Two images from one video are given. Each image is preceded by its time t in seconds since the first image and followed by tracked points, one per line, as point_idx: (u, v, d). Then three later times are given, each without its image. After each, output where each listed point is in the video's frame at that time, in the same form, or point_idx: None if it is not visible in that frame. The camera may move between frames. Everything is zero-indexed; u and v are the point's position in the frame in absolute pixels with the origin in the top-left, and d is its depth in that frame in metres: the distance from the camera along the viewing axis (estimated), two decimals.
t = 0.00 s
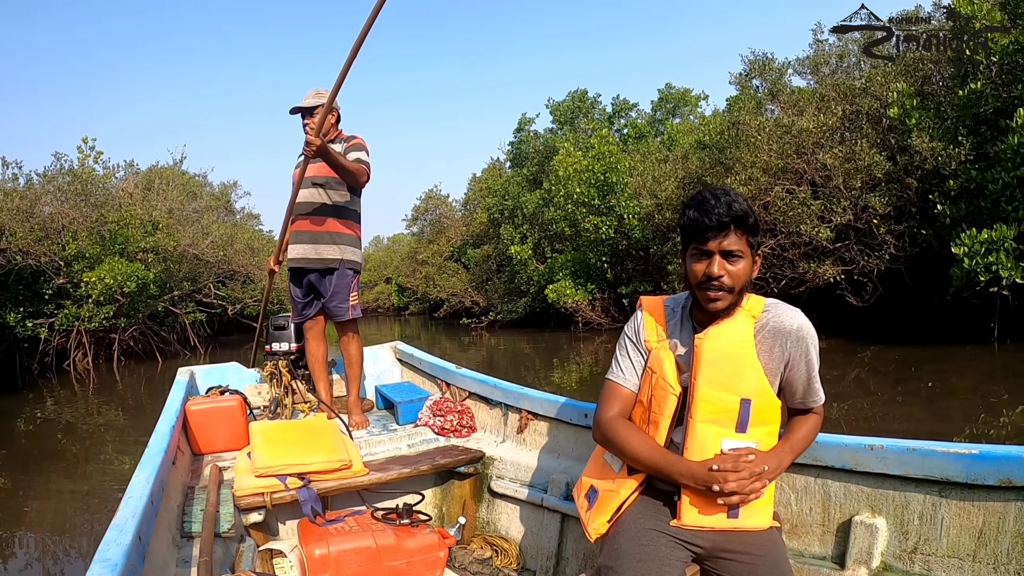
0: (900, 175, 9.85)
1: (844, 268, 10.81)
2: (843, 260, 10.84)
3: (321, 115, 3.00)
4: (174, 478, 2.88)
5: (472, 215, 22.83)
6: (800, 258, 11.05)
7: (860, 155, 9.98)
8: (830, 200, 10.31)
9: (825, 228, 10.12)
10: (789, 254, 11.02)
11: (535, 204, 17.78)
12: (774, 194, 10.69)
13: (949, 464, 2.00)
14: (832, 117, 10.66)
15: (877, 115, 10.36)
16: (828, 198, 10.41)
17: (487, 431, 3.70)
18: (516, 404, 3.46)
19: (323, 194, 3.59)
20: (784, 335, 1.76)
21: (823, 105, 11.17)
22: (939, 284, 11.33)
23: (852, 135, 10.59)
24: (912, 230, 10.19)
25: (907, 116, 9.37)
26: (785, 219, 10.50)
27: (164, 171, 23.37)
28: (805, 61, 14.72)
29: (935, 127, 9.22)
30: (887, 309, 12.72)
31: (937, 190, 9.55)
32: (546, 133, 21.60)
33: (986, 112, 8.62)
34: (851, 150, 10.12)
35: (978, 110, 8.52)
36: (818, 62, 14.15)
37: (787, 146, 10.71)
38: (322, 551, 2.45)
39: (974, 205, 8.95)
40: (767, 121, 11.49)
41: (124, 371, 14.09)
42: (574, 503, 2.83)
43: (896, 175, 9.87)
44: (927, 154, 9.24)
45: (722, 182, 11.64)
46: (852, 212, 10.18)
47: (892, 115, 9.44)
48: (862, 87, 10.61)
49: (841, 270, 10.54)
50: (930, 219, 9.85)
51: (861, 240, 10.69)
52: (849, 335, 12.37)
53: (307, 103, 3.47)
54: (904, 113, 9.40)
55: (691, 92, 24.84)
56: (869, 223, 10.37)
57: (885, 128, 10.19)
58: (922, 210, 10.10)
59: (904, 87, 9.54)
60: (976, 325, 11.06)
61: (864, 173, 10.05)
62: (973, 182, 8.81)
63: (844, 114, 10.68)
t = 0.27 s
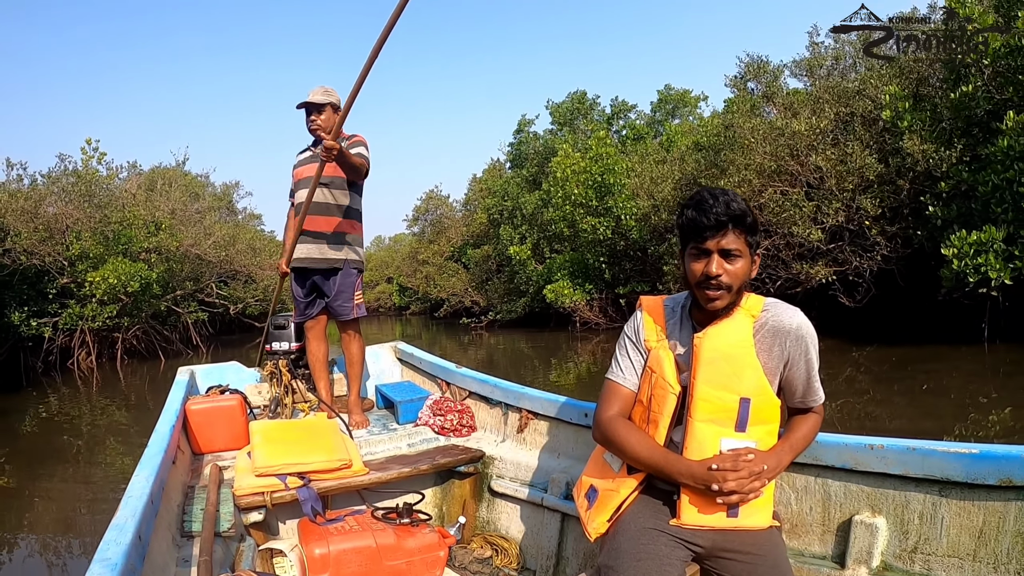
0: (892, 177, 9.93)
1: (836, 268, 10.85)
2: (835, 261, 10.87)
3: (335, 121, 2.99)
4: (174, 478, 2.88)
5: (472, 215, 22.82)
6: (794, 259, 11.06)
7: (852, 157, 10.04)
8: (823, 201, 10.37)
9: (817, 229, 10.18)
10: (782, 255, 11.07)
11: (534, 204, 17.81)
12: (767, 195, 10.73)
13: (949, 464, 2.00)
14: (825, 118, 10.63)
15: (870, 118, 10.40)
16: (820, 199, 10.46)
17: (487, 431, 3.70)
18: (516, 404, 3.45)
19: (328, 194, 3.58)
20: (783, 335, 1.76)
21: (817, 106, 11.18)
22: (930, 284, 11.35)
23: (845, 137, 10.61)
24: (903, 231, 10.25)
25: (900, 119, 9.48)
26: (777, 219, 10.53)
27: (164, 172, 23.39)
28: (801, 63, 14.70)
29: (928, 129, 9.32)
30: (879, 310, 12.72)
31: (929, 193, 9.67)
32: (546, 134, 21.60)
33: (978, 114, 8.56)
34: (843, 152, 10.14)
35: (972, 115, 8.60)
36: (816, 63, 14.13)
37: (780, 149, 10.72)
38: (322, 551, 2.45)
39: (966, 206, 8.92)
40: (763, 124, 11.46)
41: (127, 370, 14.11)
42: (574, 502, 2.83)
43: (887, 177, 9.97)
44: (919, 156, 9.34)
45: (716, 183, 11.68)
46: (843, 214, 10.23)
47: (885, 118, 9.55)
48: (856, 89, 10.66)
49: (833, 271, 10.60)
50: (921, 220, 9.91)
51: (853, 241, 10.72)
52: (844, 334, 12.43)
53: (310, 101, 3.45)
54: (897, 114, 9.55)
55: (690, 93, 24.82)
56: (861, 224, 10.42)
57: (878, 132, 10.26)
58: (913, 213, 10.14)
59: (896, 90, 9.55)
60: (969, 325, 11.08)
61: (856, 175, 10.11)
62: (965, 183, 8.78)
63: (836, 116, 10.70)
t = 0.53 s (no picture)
0: (885, 179, 9.97)
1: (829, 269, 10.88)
2: (828, 262, 10.90)
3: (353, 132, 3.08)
4: (175, 478, 2.89)
5: (473, 216, 22.83)
6: (789, 260, 11.09)
7: (844, 160, 10.11)
8: (816, 204, 10.43)
9: (809, 231, 10.25)
10: (776, 256, 11.13)
11: (534, 205, 17.84)
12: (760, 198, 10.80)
13: (950, 463, 2.00)
14: (820, 120, 10.75)
15: (864, 121, 10.45)
16: (814, 202, 10.53)
17: (488, 430, 3.70)
18: (517, 403, 3.46)
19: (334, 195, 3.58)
20: (784, 334, 1.76)
21: (812, 109, 11.21)
22: (923, 286, 11.36)
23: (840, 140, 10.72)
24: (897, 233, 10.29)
25: (891, 121, 9.41)
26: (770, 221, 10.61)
27: (166, 173, 23.43)
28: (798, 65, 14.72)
29: (920, 132, 9.35)
30: (871, 311, 12.75)
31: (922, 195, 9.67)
32: (546, 135, 21.62)
33: (971, 116, 8.57)
34: (835, 155, 10.26)
35: (964, 116, 8.58)
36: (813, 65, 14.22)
37: (774, 151, 10.81)
38: (323, 550, 2.45)
39: (957, 208, 8.93)
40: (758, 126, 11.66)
41: (132, 369, 14.15)
42: (575, 502, 2.83)
43: (879, 179, 10.02)
44: (911, 159, 9.37)
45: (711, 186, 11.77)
46: (836, 217, 10.29)
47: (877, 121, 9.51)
48: (850, 92, 10.72)
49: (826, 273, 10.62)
50: (913, 223, 9.97)
51: (847, 243, 10.75)
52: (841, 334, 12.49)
53: (315, 99, 3.44)
54: (888, 117, 9.45)
55: (690, 94, 24.82)
56: (854, 226, 10.46)
57: (871, 136, 10.30)
58: (906, 216, 10.16)
59: (889, 93, 9.48)
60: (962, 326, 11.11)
61: (848, 177, 10.17)
62: (958, 185, 8.79)
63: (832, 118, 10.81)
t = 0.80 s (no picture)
0: (875, 182, 10.00)
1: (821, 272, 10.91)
2: (819, 265, 10.92)
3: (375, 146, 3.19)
4: (173, 478, 2.88)
5: (471, 217, 22.85)
6: (781, 262, 11.14)
7: (834, 163, 10.14)
8: (806, 207, 10.49)
9: (800, 234, 10.28)
10: (768, 258, 11.17)
11: (532, 206, 17.89)
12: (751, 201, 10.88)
13: (947, 464, 2.00)
14: (811, 124, 10.85)
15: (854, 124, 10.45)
16: (805, 205, 10.58)
17: (486, 431, 3.70)
18: (515, 404, 3.46)
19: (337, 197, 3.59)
20: (782, 335, 1.76)
21: (804, 113, 11.28)
22: (913, 287, 11.38)
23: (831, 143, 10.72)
24: (888, 235, 10.35)
25: (882, 125, 9.45)
26: (761, 223, 10.66)
27: (164, 174, 23.44)
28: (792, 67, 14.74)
29: (906, 135, 9.34)
30: (860, 312, 12.77)
31: (913, 196, 9.70)
32: (544, 137, 21.67)
33: (962, 120, 8.66)
34: (826, 158, 10.29)
35: (954, 118, 8.74)
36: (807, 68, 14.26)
37: (766, 155, 10.94)
38: (322, 551, 2.45)
39: (947, 210, 8.94)
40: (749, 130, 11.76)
41: (133, 369, 14.17)
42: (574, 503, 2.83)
43: (868, 183, 10.04)
44: (900, 162, 9.34)
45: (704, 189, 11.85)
46: (826, 219, 10.34)
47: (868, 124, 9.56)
48: (843, 95, 10.78)
49: (817, 275, 10.63)
50: (903, 226, 10.01)
51: (838, 246, 10.81)
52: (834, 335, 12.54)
53: (320, 99, 3.42)
54: (879, 121, 9.51)
55: (687, 96, 24.86)
56: (844, 229, 10.52)
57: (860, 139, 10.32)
58: (896, 219, 10.22)
59: (879, 96, 9.56)
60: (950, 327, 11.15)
61: (839, 180, 10.22)
62: (946, 188, 8.84)
63: (823, 121, 10.86)
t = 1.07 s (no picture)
0: (867, 185, 9.97)
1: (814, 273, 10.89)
2: (811, 266, 10.90)
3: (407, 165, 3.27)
4: (173, 478, 2.89)
5: (471, 217, 22.86)
6: (775, 263, 11.13)
7: (826, 166, 10.19)
8: (798, 208, 10.47)
9: (792, 236, 10.29)
10: (762, 259, 11.17)
11: (531, 207, 17.94)
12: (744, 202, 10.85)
13: (947, 464, 2.00)
14: (805, 127, 10.83)
15: (849, 127, 10.46)
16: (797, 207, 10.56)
17: (486, 431, 3.70)
18: (515, 404, 3.46)
19: (342, 199, 3.61)
20: (783, 336, 1.76)
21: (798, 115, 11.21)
22: (904, 289, 11.39)
23: (825, 146, 10.70)
24: (880, 237, 10.35)
25: (874, 127, 9.46)
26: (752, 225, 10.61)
27: (165, 174, 23.48)
28: (789, 69, 14.75)
29: (897, 140, 9.38)
30: (853, 312, 12.79)
31: (905, 199, 9.76)
32: (543, 138, 21.72)
33: (955, 122, 8.68)
34: (818, 160, 10.31)
35: (948, 120, 8.74)
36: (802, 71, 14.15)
37: (759, 157, 10.89)
38: (321, 551, 2.46)
39: (939, 212, 9.00)
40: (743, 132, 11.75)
41: (136, 367, 14.21)
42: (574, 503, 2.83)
43: (858, 185, 10.02)
44: (892, 164, 9.33)
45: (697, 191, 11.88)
46: (818, 222, 10.32)
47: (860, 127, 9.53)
48: (838, 97, 10.80)
49: (809, 276, 10.59)
50: (896, 228, 10.03)
51: (830, 247, 10.80)
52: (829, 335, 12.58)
53: (326, 100, 3.41)
54: (870, 124, 9.49)
55: (686, 98, 24.82)
56: (837, 232, 10.54)
57: (853, 142, 10.36)
58: (888, 220, 10.25)
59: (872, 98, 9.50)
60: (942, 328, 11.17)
61: (831, 183, 10.21)
62: (938, 190, 8.89)
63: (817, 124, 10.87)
